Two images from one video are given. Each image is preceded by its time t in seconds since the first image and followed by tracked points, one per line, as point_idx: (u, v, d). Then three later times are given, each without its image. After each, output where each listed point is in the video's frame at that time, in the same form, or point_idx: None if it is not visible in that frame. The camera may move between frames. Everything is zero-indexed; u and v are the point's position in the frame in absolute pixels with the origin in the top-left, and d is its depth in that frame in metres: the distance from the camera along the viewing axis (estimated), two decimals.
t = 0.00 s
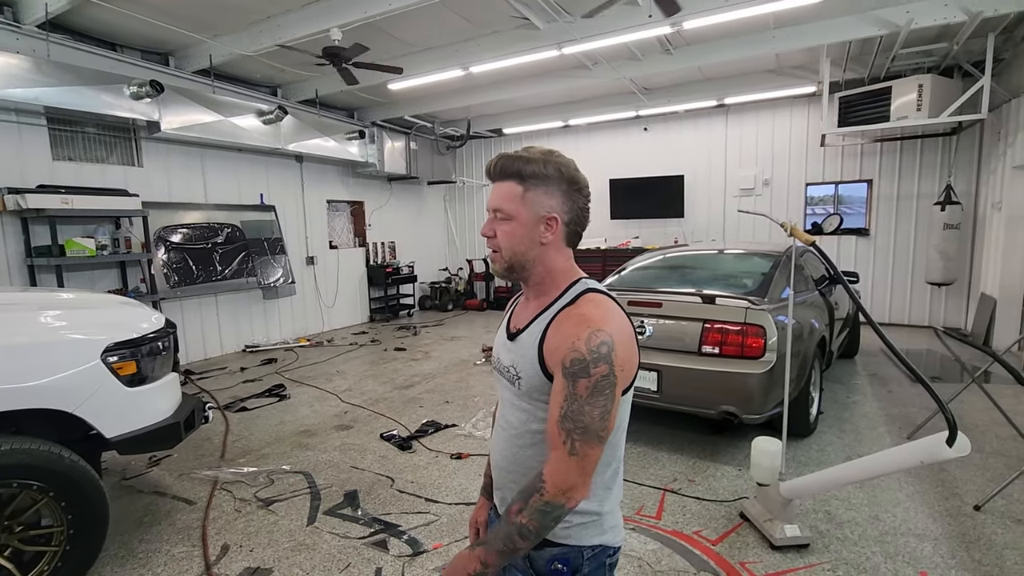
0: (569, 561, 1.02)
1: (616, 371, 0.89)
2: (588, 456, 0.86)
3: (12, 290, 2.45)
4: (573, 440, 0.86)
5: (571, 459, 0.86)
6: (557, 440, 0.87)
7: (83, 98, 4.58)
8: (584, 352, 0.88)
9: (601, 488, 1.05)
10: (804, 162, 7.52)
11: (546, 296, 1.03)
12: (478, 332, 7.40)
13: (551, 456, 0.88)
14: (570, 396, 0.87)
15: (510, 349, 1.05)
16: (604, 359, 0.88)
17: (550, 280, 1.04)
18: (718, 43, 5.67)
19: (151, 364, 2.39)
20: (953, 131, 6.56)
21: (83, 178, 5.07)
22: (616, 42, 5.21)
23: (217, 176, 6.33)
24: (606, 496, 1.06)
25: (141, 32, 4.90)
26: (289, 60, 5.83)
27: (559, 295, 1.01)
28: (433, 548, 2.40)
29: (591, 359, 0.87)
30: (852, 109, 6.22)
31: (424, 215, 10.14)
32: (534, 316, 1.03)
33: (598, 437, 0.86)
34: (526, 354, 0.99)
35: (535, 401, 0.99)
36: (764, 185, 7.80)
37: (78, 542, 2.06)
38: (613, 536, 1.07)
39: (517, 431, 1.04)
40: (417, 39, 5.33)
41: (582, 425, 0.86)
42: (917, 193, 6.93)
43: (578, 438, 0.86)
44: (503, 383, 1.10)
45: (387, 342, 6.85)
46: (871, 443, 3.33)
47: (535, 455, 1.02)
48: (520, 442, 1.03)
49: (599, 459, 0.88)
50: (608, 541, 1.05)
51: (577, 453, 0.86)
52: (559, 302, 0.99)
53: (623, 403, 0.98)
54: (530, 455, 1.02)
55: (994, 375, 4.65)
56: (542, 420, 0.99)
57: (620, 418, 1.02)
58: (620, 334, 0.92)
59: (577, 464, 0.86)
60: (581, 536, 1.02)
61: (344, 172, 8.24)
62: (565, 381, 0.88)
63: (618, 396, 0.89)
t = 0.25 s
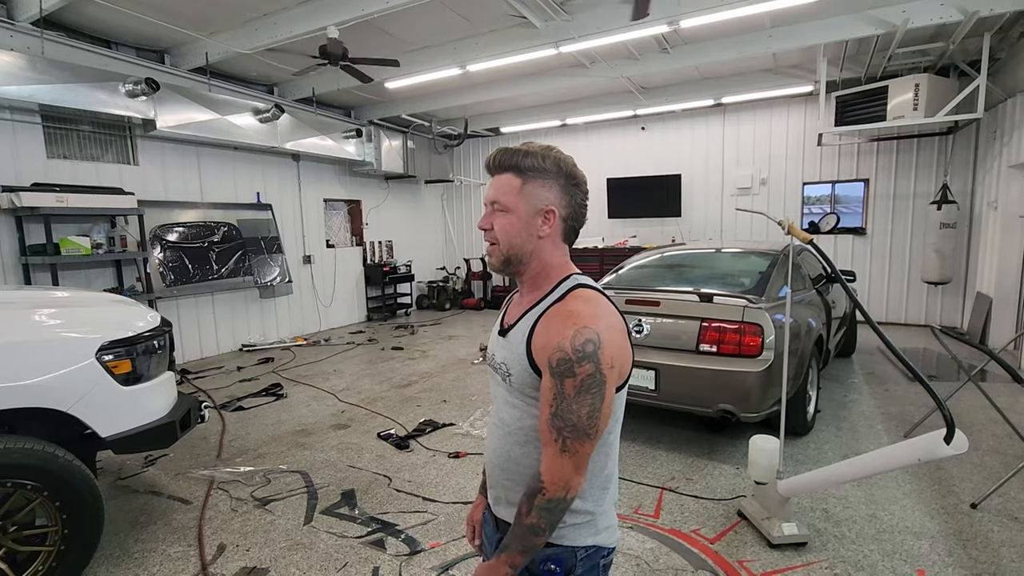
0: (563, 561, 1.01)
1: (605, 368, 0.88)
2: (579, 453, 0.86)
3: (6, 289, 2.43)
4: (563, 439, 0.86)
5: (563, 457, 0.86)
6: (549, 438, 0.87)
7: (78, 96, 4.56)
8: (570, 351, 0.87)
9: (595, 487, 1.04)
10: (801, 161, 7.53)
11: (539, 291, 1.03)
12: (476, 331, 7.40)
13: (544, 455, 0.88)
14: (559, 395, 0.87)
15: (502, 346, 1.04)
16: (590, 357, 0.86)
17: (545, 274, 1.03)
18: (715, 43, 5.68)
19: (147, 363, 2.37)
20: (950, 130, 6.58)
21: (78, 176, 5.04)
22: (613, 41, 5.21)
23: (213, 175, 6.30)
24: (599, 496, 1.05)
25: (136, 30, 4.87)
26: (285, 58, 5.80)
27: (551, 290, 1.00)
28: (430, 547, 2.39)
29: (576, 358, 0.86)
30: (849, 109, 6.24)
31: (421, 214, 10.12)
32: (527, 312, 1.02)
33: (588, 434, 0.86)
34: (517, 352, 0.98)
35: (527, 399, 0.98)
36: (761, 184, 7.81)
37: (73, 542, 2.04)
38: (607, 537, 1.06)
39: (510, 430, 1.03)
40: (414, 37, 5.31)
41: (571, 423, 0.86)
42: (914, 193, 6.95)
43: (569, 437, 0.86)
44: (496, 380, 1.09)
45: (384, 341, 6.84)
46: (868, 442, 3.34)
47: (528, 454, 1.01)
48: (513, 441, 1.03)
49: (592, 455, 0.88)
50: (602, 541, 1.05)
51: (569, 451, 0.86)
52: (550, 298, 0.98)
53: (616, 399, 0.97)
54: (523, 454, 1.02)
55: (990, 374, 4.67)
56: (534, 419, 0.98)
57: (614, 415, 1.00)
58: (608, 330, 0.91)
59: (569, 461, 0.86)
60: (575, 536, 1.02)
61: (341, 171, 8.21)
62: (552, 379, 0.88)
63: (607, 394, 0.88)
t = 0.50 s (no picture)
0: (561, 556, 1.00)
1: (606, 358, 0.88)
2: (585, 446, 0.86)
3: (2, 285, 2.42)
4: (569, 432, 0.86)
5: (569, 451, 0.86)
6: (554, 434, 0.86)
7: (74, 92, 4.54)
8: (571, 341, 0.87)
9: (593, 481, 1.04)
10: (799, 159, 7.54)
11: (536, 284, 1.02)
12: (474, 329, 7.39)
13: (550, 450, 0.87)
14: (562, 387, 0.86)
15: (499, 339, 1.04)
16: (591, 346, 0.86)
17: (541, 267, 1.02)
18: (714, 40, 5.68)
19: (145, 360, 2.36)
20: (947, 129, 6.60)
21: (75, 173, 5.01)
22: (612, 38, 5.20)
23: (211, 173, 6.28)
24: (597, 489, 1.05)
25: (133, 26, 4.85)
26: (283, 55, 5.78)
27: (549, 282, 0.99)
28: (429, 543, 2.39)
29: (578, 348, 0.86)
30: (847, 107, 6.25)
31: (420, 212, 10.11)
32: (524, 305, 1.01)
33: (593, 426, 0.86)
34: (515, 345, 0.97)
35: (526, 392, 0.98)
36: (760, 182, 7.81)
37: (70, 539, 2.03)
38: (605, 531, 1.06)
39: (507, 423, 1.03)
40: (412, 34, 5.30)
41: (576, 416, 0.85)
42: (912, 190, 6.97)
43: (574, 429, 0.85)
44: (493, 374, 1.09)
45: (383, 339, 6.83)
46: (867, 438, 3.35)
47: (525, 448, 1.00)
48: (511, 434, 1.02)
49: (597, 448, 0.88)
50: (600, 535, 1.05)
51: (575, 444, 0.86)
52: (548, 290, 0.97)
53: (615, 391, 0.97)
54: (520, 448, 1.01)
55: (988, 371, 4.68)
56: (533, 412, 0.98)
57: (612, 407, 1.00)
58: (608, 321, 0.91)
59: (575, 455, 0.86)
60: (573, 530, 1.01)
61: (339, 169, 8.20)
62: (554, 371, 0.87)
63: (609, 383, 0.88)
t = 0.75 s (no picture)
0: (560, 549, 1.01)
1: (608, 352, 0.88)
2: (591, 440, 0.86)
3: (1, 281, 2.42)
4: (575, 427, 0.86)
5: (576, 445, 0.87)
6: (561, 429, 0.87)
7: (72, 89, 4.52)
8: (573, 336, 0.87)
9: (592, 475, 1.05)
10: (798, 157, 7.55)
11: (535, 279, 1.03)
12: (474, 326, 7.40)
13: (556, 446, 0.88)
14: (565, 382, 0.87)
15: (498, 334, 1.04)
16: (594, 341, 0.87)
17: (539, 262, 1.03)
18: (714, 37, 5.67)
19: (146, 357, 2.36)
20: (946, 126, 6.60)
21: (73, 170, 5.00)
22: (611, 35, 5.20)
23: (210, 170, 6.27)
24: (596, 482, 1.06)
25: (131, 22, 4.83)
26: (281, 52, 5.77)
27: (549, 277, 1.00)
28: (429, 539, 2.40)
29: (581, 342, 0.87)
30: (846, 103, 6.26)
31: (419, 209, 10.11)
32: (523, 300, 1.02)
33: (597, 419, 0.87)
34: (515, 341, 0.97)
35: (527, 387, 0.98)
36: (759, 179, 7.82)
37: (71, 535, 2.04)
38: (604, 524, 1.07)
39: (507, 418, 1.04)
40: (411, 30, 5.29)
41: (581, 411, 0.86)
42: (910, 188, 6.98)
43: (580, 424, 0.86)
44: (491, 369, 1.09)
45: (382, 337, 6.84)
46: (865, 435, 3.36)
47: (525, 442, 1.01)
48: (510, 429, 1.03)
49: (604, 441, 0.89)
50: (599, 529, 1.06)
51: (581, 438, 0.86)
52: (548, 286, 0.98)
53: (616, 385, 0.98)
54: (520, 442, 1.02)
55: (985, 368, 4.70)
56: (534, 407, 0.98)
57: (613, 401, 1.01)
58: (608, 315, 0.91)
59: (582, 449, 0.87)
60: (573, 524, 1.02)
61: (338, 166, 8.19)
62: (557, 366, 0.87)
63: (611, 377, 0.89)
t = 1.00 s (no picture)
0: (564, 542, 1.02)
1: (614, 347, 0.89)
2: (599, 433, 0.88)
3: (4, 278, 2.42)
4: (582, 421, 0.87)
5: (583, 439, 0.88)
6: (569, 423, 0.88)
7: (73, 85, 4.52)
8: (579, 332, 0.88)
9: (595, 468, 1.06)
10: (798, 154, 7.55)
11: (538, 275, 1.04)
12: (474, 323, 7.42)
13: (564, 439, 0.89)
14: (572, 377, 0.88)
15: (502, 330, 1.05)
16: (599, 337, 0.88)
17: (542, 257, 1.04)
18: (715, 34, 5.66)
19: (148, 354, 2.37)
20: (947, 123, 6.60)
21: (73, 166, 5.00)
22: (612, 32, 5.19)
23: (210, 166, 6.27)
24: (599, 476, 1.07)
25: (131, 18, 4.82)
26: (281, 48, 5.76)
27: (553, 273, 1.01)
28: (431, 533, 2.41)
29: (587, 339, 0.88)
30: (846, 101, 6.30)
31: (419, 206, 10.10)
32: (527, 296, 1.03)
33: (604, 413, 0.88)
34: (520, 337, 0.98)
35: (532, 382, 0.99)
36: (759, 176, 7.82)
37: (77, 530, 2.05)
38: (607, 518, 1.08)
39: (511, 413, 1.05)
40: (412, 27, 5.28)
41: (588, 405, 0.87)
42: (910, 185, 6.98)
43: (587, 418, 0.87)
44: (496, 365, 1.10)
45: (383, 333, 6.85)
46: (864, 430, 3.38)
47: (529, 437, 1.02)
48: (514, 424, 1.04)
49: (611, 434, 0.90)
50: (602, 522, 1.07)
51: (589, 432, 0.87)
52: (552, 282, 0.99)
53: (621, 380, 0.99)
54: (524, 437, 1.03)
55: (984, 364, 4.72)
56: (539, 402, 0.99)
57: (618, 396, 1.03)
58: (613, 311, 0.93)
59: (590, 443, 0.88)
60: (577, 517, 1.03)
61: (338, 163, 8.18)
62: (564, 362, 0.89)
63: (617, 372, 0.90)
